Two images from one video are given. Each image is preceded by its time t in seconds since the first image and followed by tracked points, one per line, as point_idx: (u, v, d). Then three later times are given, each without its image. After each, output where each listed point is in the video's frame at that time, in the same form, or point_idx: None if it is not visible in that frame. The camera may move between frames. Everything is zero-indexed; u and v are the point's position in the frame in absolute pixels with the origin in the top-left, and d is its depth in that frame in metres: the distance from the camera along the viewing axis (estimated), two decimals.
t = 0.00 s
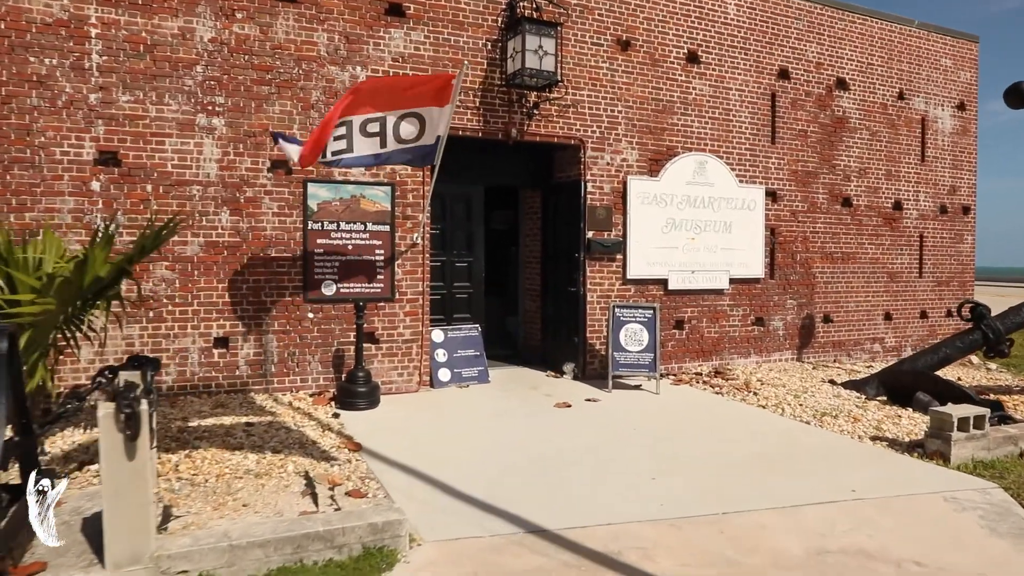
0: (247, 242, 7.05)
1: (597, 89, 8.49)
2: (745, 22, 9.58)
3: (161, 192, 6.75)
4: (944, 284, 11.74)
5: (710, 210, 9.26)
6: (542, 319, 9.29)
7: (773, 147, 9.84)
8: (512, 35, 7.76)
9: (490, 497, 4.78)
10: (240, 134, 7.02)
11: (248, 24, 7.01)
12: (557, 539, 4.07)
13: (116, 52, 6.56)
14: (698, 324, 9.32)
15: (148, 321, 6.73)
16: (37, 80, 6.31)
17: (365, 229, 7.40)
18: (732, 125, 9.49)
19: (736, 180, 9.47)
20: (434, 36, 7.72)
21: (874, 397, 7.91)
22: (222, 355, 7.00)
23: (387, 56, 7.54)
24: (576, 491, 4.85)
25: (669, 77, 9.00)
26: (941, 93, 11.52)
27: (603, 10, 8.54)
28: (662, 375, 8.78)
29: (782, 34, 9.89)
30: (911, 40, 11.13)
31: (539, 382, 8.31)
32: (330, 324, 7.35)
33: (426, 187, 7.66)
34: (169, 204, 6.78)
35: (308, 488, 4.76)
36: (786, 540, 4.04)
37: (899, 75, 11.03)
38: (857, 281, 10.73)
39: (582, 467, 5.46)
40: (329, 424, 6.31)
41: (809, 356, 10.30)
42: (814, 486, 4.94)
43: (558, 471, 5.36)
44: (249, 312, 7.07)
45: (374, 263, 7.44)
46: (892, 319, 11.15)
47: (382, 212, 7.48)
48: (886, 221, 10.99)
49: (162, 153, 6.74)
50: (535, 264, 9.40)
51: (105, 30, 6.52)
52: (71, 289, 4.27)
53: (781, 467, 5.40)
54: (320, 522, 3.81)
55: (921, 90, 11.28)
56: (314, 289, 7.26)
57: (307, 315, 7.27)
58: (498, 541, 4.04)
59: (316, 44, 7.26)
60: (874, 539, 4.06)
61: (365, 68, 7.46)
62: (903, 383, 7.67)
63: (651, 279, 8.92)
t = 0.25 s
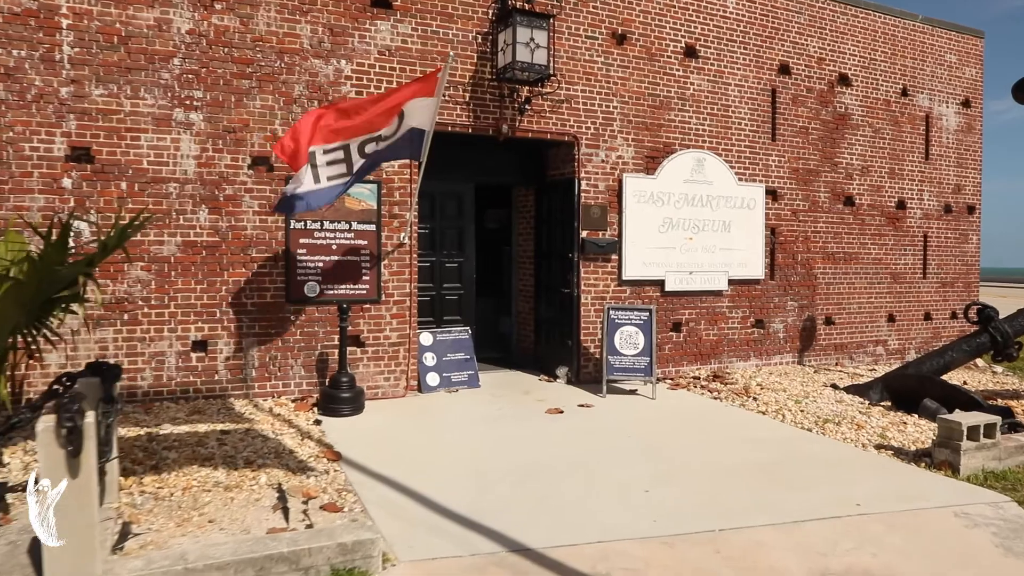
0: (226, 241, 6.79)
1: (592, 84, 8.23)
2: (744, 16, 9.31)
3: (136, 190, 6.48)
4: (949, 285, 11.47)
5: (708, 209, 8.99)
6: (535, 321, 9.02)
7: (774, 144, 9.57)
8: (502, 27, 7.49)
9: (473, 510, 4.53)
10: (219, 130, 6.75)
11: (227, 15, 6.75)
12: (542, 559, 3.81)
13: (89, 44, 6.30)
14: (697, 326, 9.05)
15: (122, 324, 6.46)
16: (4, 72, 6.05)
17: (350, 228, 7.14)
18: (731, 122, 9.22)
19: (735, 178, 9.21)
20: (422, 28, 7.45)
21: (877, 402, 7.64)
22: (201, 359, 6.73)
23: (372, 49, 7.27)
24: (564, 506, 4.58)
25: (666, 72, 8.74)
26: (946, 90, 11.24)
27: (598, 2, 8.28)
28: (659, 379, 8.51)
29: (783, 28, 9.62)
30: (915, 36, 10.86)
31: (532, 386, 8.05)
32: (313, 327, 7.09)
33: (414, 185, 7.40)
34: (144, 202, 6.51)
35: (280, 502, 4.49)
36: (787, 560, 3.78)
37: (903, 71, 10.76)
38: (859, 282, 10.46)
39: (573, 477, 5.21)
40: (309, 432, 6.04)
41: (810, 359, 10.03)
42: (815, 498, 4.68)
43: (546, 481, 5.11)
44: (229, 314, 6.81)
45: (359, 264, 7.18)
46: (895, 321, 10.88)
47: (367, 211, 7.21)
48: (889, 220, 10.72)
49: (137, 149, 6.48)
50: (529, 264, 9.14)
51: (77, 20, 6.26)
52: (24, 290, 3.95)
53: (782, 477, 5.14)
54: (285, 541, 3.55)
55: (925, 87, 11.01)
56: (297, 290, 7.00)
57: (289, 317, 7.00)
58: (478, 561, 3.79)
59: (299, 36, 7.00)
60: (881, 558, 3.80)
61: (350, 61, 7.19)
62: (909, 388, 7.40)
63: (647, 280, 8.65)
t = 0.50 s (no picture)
0: (206, 240, 6.53)
1: (588, 78, 7.96)
2: (745, 8, 9.04)
3: (111, 186, 6.22)
4: (954, 286, 11.20)
5: (707, 207, 8.73)
6: (529, 322, 8.77)
7: (775, 141, 9.30)
8: (495, 18, 7.23)
9: (456, 525, 4.27)
10: (199, 124, 6.49)
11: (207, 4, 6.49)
12: None
13: (62, 34, 6.04)
14: (695, 328, 8.79)
15: (96, 325, 6.19)
16: None
17: (335, 226, 6.88)
18: (732, 118, 8.96)
19: (736, 176, 8.94)
20: (411, 19, 7.19)
21: (882, 408, 7.38)
22: (179, 362, 6.47)
23: (359, 41, 7.01)
24: (552, 521, 4.32)
25: (665, 66, 8.47)
26: (952, 86, 10.98)
27: None
28: (656, 383, 8.25)
29: (785, 21, 9.35)
30: (920, 30, 10.59)
31: (525, 390, 7.78)
32: (297, 328, 6.83)
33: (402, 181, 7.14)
34: (119, 198, 6.25)
35: (251, 516, 4.22)
36: None
37: (908, 66, 10.49)
38: (863, 283, 10.20)
39: (563, 489, 4.95)
40: (289, 439, 5.79)
41: (812, 362, 9.77)
42: (819, 513, 4.42)
43: (535, 494, 4.85)
44: (209, 316, 6.55)
45: (344, 263, 6.92)
46: (900, 323, 10.61)
47: (354, 208, 6.95)
48: (894, 219, 10.45)
49: (112, 143, 6.22)
50: (523, 263, 8.88)
51: (49, 9, 6.00)
52: None
53: (784, 489, 4.88)
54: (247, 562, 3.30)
55: (931, 83, 10.74)
56: (280, 291, 6.74)
57: (272, 319, 6.75)
58: None
59: (282, 27, 6.74)
60: None
61: (336, 53, 6.93)
62: (915, 393, 7.13)
63: (645, 281, 8.38)
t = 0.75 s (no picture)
0: (181, 238, 6.25)
1: (581, 71, 7.69)
2: None
3: (80, 181, 5.94)
4: (957, 287, 10.95)
5: (705, 205, 8.46)
6: (521, 323, 8.50)
7: (775, 137, 9.04)
8: (484, 8, 6.96)
9: (436, 542, 4.00)
10: (174, 116, 6.22)
11: None
12: None
13: (28, 22, 5.76)
14: (693, 330, 8.52)
15: (65, 328, 5.92)
16: None
17: (318, 224, 6.60)
18: (731, 113, 8.69)
19: (735, 173, 8.67)
20: (398, 8, 6.91)
21: (886, 412, 7.12)
22: (154, 366, 6.20)
23: (343, 31, 6.73)
24: (539, 538, 4.05)
25: (661, 59, 8.20)
26: (956, 82, 10.72)
27: None
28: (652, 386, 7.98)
29: (785, 14, 9.08)
30: (923, 24, 10.33)
31: (516, 394, 7.51)
32: (277, 330, 6.56)
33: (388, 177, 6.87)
34: (90, 194, 5.97)
35: (217, 532, 3.95)
36: None
37: (910, 61, 10.23)
38: (865, 283, 9.94)
39: (552, 502, 4.68)
40: (266, 446, 5.51)
41: (812, 364, 9.51)
42: (823, 529, 4.15)
43: (523, 507, 4.57)
44: (184, 317, 6.27)
45: (327, 261, 6.65)
46: (902, 324, 10.36)
47: (337, 205, 6.68)
48: (896, 218, 10.19)
49: (82, 137, 5.94)
50: (515, 262, 8.61)
51: None
52: None
53: (786, 502, 4.61)
54: None
55: (934, 78, 10.48)
56: (259, 291, 6.46)
57: (251, 320, 6.47)
58: None
59: (262, 16, 6.46)
60: None
61: (319, 43, 6.65)
62: (920, 398, 6.87)
63: (640, 281, 8.12)
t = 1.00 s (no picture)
0: (158, 239, 6.01)
1: (575, 64, 7.44)
2: None
3: (51, 180, 5.70)
4: (964, 286, 10.68)
5: (704, 203, 8.20)
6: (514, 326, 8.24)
7: (776, 133, 8.78)
8: None
9: (414, 562, 3.74)
10: (149, 113, 5.97)
11: None
12: None
13: None
14: (692, 332, 8.26)
15: (36, 333, 5.68)
16: None
17: (300, 223, 6.35)
18: (730, 108, 8.43)
19: (734, 170, 8.41)
20: None
21: (892, 417, 6.85)
22: (129, 372, 5.95)
23: (326, 24, 6.48)
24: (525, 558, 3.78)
25: (657, 53, 7.95)
26: (961, 76, 10.46)
27: None
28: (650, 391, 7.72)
29: (786, 6, 8.83)
30: (928, 17, 10.06)
31: (508, 400, 7.26)
32: (259, 334, 6.31)
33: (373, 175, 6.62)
34: (61, 193, 5.73)
35: (180, 553, 3.70)
36: None
37: (915, 55, 9.97)
38: (869, 283, 9.67)
39: (542, 516, 4.42)
40: (243, 457, 5.26)
41: (815, 366, 9.24)
42: (828, 546, 3.88)
43: (510, 523, 4.31)
44: (161, 321, 6.02)
45: (310, 263, 6.40)
46: (907, 325, 10.09)
47: (320, 204, 6.43)
48: (901, 216, 9.93)
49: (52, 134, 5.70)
50: (507, 263, 8.35)
51: None
52: None
53: (789, 516, 4.34)
54: None
55: (939, 72, 10.22)
56: (239, 294, 6.22)
57: (231, 324, 6.22)
58: None
59: (241, 8, 6.21)
60: None
61: (301, 36, 6.40)
62: (929, 403, 6.61)
63: (637, 282, 7.86)
